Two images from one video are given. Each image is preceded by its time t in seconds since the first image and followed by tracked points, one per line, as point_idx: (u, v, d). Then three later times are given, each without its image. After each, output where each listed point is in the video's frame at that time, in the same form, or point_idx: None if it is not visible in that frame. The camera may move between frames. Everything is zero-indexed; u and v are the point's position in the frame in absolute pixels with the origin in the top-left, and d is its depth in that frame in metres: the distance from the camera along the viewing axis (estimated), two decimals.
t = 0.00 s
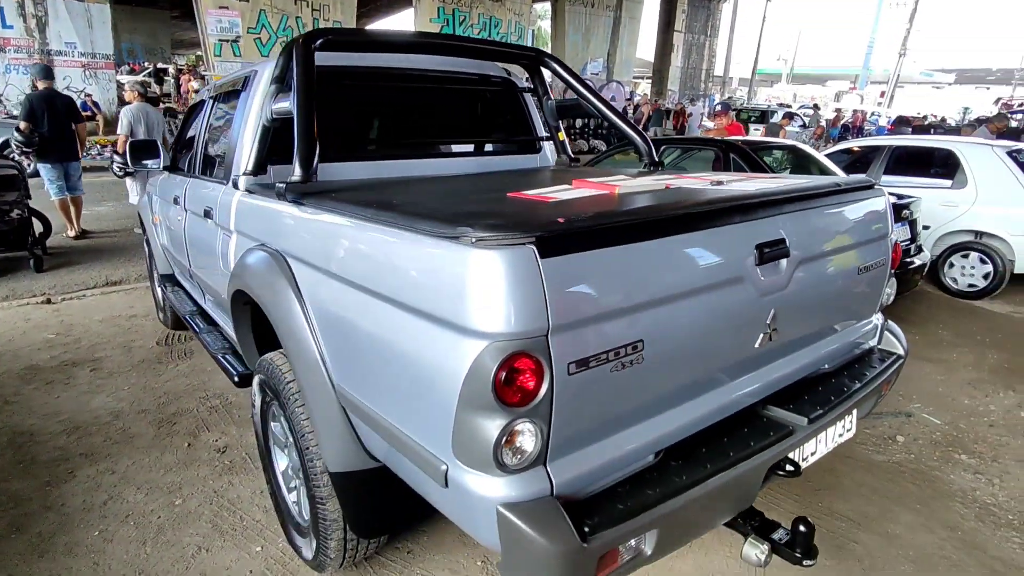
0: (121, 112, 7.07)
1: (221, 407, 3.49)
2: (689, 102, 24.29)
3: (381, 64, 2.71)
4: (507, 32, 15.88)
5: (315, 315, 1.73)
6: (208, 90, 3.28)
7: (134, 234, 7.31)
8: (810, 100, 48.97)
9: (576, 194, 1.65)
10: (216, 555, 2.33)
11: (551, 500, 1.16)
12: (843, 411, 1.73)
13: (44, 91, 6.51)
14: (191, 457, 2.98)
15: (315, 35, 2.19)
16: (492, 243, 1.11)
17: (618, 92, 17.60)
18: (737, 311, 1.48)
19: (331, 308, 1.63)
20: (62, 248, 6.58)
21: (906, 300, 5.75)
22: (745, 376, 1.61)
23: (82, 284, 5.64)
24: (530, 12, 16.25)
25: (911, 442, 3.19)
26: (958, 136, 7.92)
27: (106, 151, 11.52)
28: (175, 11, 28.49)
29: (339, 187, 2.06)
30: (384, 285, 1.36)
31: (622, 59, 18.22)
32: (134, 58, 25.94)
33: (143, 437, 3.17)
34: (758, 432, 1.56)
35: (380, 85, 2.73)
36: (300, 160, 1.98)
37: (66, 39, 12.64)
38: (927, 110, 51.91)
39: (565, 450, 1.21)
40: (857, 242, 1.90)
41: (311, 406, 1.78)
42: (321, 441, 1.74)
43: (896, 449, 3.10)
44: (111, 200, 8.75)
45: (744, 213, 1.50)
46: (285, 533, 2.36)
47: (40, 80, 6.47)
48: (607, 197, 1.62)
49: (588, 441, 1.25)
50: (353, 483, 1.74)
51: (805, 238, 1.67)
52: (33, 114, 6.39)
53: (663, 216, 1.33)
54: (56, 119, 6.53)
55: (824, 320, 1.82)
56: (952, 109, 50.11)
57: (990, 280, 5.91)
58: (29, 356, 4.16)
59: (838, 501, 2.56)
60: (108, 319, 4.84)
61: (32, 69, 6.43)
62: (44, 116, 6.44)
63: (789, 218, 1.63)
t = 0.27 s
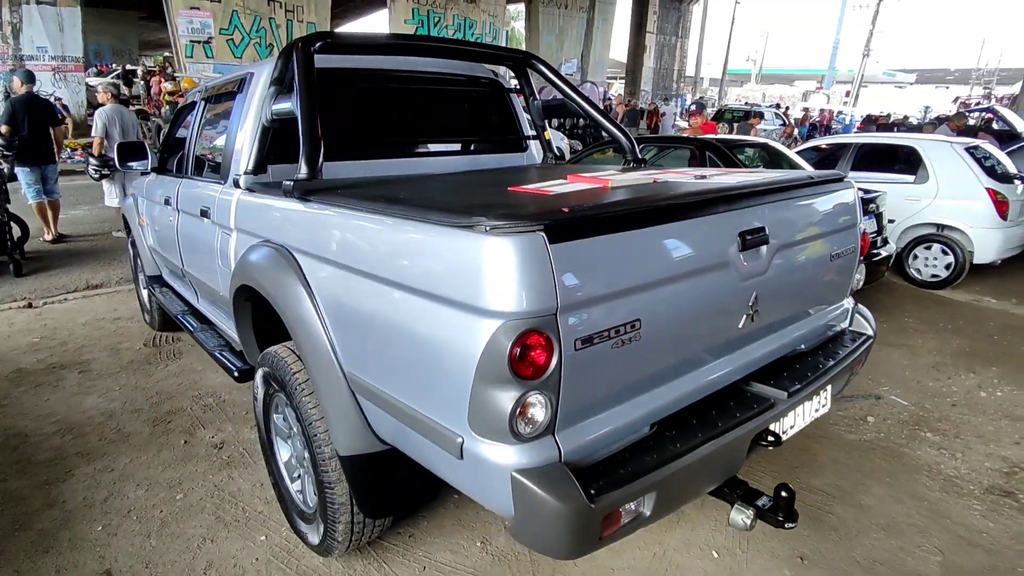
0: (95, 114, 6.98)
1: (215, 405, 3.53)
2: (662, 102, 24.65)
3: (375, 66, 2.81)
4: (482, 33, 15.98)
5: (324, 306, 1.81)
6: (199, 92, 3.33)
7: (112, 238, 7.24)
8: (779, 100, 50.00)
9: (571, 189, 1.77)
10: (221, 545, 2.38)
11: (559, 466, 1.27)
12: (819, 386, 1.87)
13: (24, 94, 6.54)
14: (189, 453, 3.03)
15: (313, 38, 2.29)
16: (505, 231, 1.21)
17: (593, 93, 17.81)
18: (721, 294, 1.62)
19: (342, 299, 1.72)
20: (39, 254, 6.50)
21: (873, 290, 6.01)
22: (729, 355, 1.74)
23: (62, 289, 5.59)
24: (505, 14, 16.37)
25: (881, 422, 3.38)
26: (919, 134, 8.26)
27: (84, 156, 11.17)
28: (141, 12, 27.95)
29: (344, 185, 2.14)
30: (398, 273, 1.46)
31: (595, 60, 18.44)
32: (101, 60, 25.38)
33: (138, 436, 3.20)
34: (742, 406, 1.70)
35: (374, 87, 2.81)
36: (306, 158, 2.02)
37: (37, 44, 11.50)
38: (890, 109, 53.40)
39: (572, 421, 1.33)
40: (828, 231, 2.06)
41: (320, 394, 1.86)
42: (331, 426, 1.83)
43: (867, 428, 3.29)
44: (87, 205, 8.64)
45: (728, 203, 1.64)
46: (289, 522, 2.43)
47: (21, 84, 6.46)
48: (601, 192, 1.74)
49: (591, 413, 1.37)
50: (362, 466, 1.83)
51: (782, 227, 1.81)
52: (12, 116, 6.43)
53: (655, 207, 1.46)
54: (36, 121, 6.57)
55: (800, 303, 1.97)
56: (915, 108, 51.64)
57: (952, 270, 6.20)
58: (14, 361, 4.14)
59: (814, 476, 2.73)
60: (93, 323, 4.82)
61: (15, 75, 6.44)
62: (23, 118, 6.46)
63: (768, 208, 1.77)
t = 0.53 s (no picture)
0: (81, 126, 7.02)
1: (209, 410, 3.60)
2: (640, 109, 25.01)
3: (363, 78, 2.93)
4: (461, 41, 16.19)
5: (323, 306, 1.92)
6: (191, 105, 3.42)
7: (96, 250, 7.26)
8: (754, 104, 50.89)
9: (554, 193, 1.90)
10: (222, 541, 2.46)
11: (548, 445, 1.40)
12: (785, 372, 2.02)
13: (6, 105, 6.49)
14: (186, 456, 3.10)
15: (305, 54, 2.42)
16: (495, 230, 1.34)
17: (572, 99, 18.07)
18: (694, 287, 1.76)
19: (339, 299, 1.83)
20: (22, 266, 6.49)
21: (845, 288, 6.25)
22: (702, 344, 1.89)
23: (48, 300, 5.61)
24: (483, 23, 16.59)
25: (850, 411, 3.57)
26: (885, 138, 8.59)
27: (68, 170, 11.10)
28: (117, 21, 27.70)
29: (339, 192, 2.25)
30: (394, 272, 1.58)
31: (574, 67, 18.73)
32: (75, 71, 25.12)
33: (134, 441, 3.26)
34: (714, 390, 1.84)
35: (364, 98, 2.93)
36: (303, 167, 2.11)
37: (12, 54, 11.50)
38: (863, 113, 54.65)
39: (557, 404, 1.45)
40: (794, 229, 2.22)
41: (320, 390, 1.97)
42: (330, 420, 1.93)
43: (838, 417, 3.46)
44: (69, 217, 8.61)
45: (699, 204, 1.78)
46: (287, 517, 2.52)
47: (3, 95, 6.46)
48: (581, 195, 1.88)
49: (575, 397, 1.50)
50: (361, 457, 1.93)
51: (750, 226, 1.96)
52: None
53: (630, 207, 1.60)
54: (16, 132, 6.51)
55: (767, 296, 2.12)
56: (886, 112, 52.90)
57: (919, 267, 6.46)
58: (5, 372, 4.17)
59: (787, 461, 2.89)
60: (81, 334, 4.87)
61: None
62: (6, 130, 6.40)
63: (736, 208, 1.92)
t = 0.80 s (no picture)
0: (83, 139, 7.12)
1: (211, 414, 3.71)
2: (627, 118, 25.34)
3: (360, 92, 3.08)
4: (450, 53, 16.40)
5: (327, 305, 2.05)
6: (193, 118, 3.56)
7: (90, 262, 7.33)
8: (739, 113, 51.60)
9: (542, 198, 2.05)
10: (229, 535, 2.57)
11: (538, 424, 1.54)
12: (758, 362, 2.18)
13: None
14: (190, 458, 3.21)
15: (306, 70, 2.56)
16: (488, 229, 1.49)
17: (560, 109, 18.33)
18: (672, 282, 1.91)
19: (342, 298, 1.96)
20: (17, 279, 6.54)
21: (825, 290, 6.45)
22: (680, 336, 2.04)
23: (45, 312, 5.68)
24: (472, 35, 16.84)
25: (828, 405, 3.74)
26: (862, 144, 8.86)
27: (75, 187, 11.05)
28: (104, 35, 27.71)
29: (340, 200, 2.39)
30: (394, 270, 1.72)
31: (561, 78, 19.01)
32: (62, 85, 25.07)
33: (139, 444, 3.36)
34: (692, 378, 1.99)
35: (360, 111, 3.08)
36: (306, 175, 2.25)
37: None
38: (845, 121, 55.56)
39: (546, 387, 1.60)
40: (767, 229, 2.38)
41: (325, 385, 2.09)
42: (335, 412, 2.06)
43: (816, 411, 3.63)
44: (61, 231, 8.66)
45: (675, 206, 1.94)
46: (291, 510, 2.63)
47: None
48: (567, 199, 2.03)
49: (563, 382, 1.64)
50: (363, 447, 2.06)
51: (724, 226, 2.12)
52: None
53: (611, 209, 1.75)
54: (7, 146, 6.55)
55: (742, 292, 2.28)
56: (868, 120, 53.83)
57: (897, 269, 6.67)
58: (6, 381, 4.24)
59: (767, 451, 3.05)
60: (80, 343, 4.95)
61: None
62: None
63: (710, 210, 2.07)
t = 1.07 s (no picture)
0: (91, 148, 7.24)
1: (219, 419, 3.78)
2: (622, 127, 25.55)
3: (368, 106, 3.20)
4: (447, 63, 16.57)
5: (342, 310, 2.14)
6: (204, 130, 3.66)
7: (93, 271, 7.40)
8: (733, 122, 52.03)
9: (547, 208, 2.16)
10: (243, 534, 2.65)
11: (548, 421, 1.64)
12: (753, 363, 2.28)
13: None
14: (201, 461, 3.28)
15: (319, 86, 2.67)
16: (500, 238, 1.59)
17: (556, 118, 18.51)
18: (671, 287, 2.02)
19: (357, 303, 2.06)
20: (21, 288, 6.60)
21: (819, 297, 6.58)
22: (679, 338, 2.14)
23: (50, 320, 5.74)
24: (468, 45, 17.02)
25: (822, 407, 3.85)
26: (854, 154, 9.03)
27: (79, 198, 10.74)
28: (99, 44, 27.76)
29: (353, 210, 2.49)
30: (409, 276, 1.81)
31: (557, 87, 19.20)
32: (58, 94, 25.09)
33: (150, 448, 3.43)
34: (690, 378, 2.10)
35: (369, 125, 3.19)
36: (322, 187, 2.35)
37: None
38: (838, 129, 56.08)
39: (555, 386, 1.70)
40: (761, 237, 2.49)
41: (340, 387, 2.18)
42: (350, 413, 2.15)
43: (810, 413, 3.74)
44: (63, 240, 8.71)
45: (673, 215, 2.05)
46: (304, 510, 2.72)
47: None
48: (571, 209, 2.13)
49: (570, 381, 1.74)
50: (377, 446, 2.15)
51: (719, 234, 2.23)
52: None
53: (614, 218, 1.86)
54: (11, 156, 6.61)
55: (737, 297, 2.39)
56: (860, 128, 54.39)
57: (888, 276, 6.80)
58: (15, 387, 4.30)
59: (763, 451, 3.15)
60: (87, 351, 5.02)
61: None
62: None
63: (707, 219, 2.19)
